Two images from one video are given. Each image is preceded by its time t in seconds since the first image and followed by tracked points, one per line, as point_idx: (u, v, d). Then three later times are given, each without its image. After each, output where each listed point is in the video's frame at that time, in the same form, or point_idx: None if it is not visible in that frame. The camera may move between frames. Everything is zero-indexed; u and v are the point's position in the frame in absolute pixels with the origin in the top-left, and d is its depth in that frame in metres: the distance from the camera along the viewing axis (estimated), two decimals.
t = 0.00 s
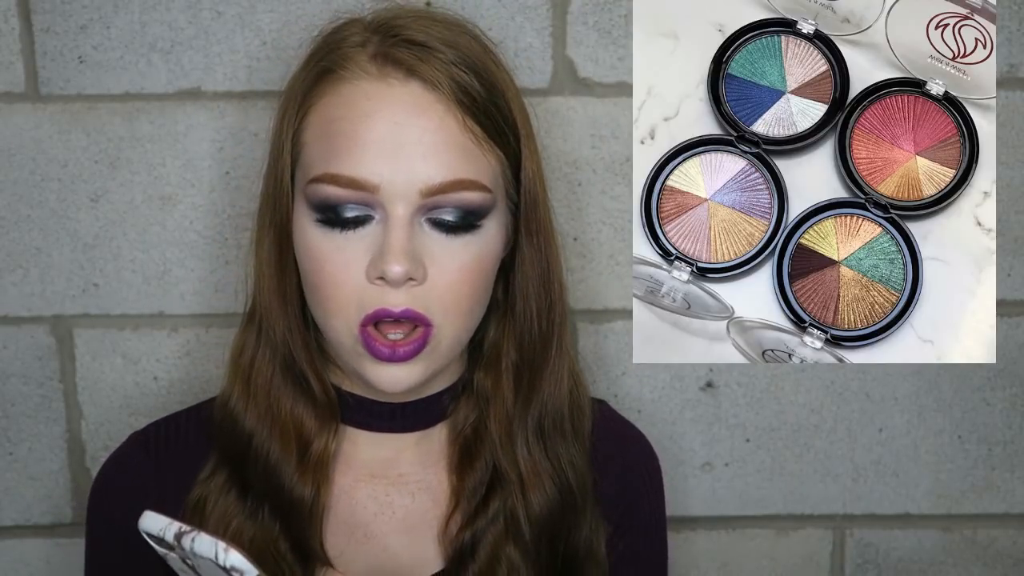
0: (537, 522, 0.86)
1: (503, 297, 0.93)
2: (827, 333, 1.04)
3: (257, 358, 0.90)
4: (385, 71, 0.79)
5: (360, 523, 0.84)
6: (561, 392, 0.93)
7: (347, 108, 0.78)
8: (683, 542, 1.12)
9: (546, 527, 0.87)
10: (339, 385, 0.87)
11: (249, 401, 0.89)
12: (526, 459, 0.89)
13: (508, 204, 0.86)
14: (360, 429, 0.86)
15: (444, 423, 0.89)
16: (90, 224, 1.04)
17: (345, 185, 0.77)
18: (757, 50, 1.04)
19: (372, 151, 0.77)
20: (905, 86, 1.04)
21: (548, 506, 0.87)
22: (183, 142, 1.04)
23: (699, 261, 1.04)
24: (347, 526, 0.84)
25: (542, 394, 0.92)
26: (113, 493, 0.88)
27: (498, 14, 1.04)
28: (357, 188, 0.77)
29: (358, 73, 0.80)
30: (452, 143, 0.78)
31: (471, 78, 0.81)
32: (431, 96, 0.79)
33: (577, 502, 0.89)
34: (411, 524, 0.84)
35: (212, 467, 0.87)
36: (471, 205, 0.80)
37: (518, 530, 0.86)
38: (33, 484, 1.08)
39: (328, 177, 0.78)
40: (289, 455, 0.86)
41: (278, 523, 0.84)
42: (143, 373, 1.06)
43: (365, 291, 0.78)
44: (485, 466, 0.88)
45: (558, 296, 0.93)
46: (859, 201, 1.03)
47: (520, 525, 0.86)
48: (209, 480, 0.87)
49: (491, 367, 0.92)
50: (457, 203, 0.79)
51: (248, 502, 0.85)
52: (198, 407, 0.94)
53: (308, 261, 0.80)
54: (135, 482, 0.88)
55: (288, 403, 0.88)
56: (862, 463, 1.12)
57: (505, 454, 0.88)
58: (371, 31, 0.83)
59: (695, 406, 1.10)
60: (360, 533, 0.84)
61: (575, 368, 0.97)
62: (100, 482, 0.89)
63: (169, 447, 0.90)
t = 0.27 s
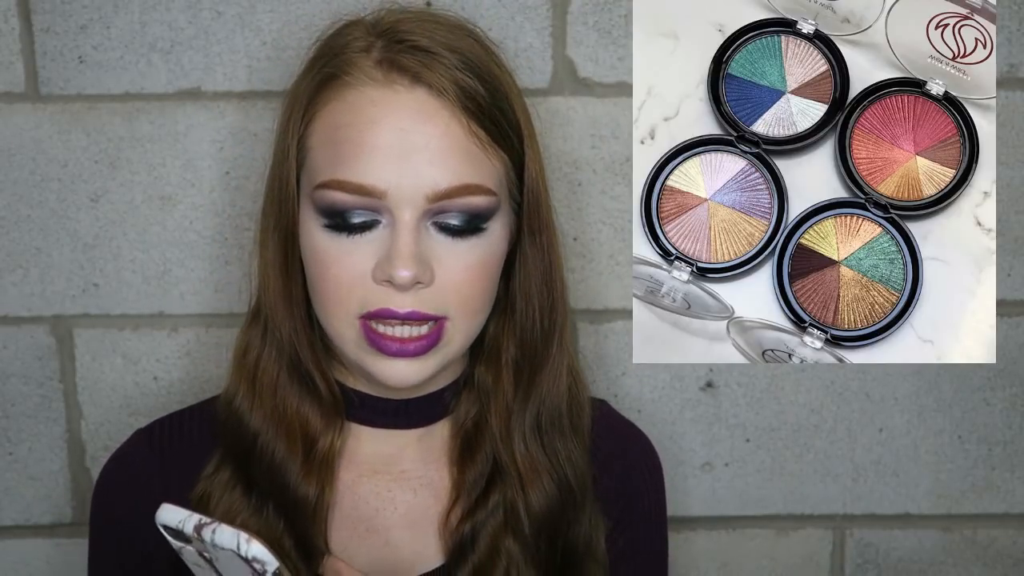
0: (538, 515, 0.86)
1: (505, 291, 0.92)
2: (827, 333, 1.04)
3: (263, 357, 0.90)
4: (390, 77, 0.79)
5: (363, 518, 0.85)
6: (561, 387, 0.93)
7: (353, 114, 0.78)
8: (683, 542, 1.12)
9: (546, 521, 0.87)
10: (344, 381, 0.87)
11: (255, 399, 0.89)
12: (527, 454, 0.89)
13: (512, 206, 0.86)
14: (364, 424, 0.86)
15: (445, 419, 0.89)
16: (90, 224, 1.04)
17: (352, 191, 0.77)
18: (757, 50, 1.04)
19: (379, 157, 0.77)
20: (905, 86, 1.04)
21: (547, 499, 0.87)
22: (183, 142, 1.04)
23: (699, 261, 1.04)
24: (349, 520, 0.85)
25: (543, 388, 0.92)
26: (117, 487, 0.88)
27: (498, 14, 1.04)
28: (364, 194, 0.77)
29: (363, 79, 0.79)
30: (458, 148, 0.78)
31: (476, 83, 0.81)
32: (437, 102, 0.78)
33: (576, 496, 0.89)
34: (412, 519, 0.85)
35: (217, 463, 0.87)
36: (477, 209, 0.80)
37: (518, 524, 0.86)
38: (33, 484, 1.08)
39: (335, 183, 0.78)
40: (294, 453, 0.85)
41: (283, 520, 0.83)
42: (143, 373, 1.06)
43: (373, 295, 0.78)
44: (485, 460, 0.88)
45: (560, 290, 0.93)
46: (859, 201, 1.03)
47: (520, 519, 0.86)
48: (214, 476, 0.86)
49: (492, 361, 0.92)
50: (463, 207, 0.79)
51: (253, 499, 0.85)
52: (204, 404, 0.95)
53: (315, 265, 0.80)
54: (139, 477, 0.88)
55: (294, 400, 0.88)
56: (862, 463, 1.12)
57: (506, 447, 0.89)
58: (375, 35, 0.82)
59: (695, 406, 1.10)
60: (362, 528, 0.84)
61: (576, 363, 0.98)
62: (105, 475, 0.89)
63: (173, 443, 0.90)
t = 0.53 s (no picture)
0: (539, 515, 0.86)
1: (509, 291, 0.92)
2: (827, 333, 1.04)
3: (265, 358, 0.90)
4: (393, 70, 0.79)
5: (364, 519, 0.85)
6: (562, 385, 0.93)
7: (357, 106, 0.78)
8: (683, 542, 1.12)
9: (548, 521, 0.87)
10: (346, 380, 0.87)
11: (257, 400, 0.89)
12: (528, 454, 0.89)
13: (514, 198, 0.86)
14: (366, 422, 0.86)
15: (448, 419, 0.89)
16: (90, 224, 1.05)
17: (356, 180, 0.78)
18: (757, 50, 1.04)
19: (382, 147, 0.77)
20: (905, 86, 1.04)
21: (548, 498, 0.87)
22: (183, 142, 1.04)
23: (699, 261, 1.04)
24: (350, 520, 0.85)
25: (545, 386, 0.92)
26: (119, 484, 0.88)
27: (498, 14, 1.04)
28: (368, 183, 0.77)
29: (367, 72, 0.80)
30: (462, 139, 0.79)
31: (478, 76, 0.82)
32: (441, 93, 0.79)
33: (577, 495, 0.89)
34: (414, 520, 0.85)
35: (219, 463, 0.87)
36: (480, 198, 0.80)
37: (520, 523, 0.86)
38: (33, 484, 1.08)
39: (339, 173, 0.78)
40: (295, 454, 0.85)
41: (284, 521, 0.83)
42: (143, 373, 1.06)
43: (377, 285, 0.78)
44: (488, 460, 0.88)
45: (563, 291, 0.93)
46: (859, 201, 1.03)
47: (522, 519, 0.86)
48: (216, 477, 0.86)
49: (496, 360, 0.92)
50: (467, 196, 0.79)
51: (254, 499, 0.85)
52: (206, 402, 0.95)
53: (318, 257, 0.80)
54: (141, 474, 0.88)
55: (295, 401, 0.88)
56: (862, 463, 1.12)
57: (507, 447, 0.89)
58: (378, 30, 0.83)
59: (695, 406, 1.10)
60: (364, 529, 0.84)
61: (579, 361, 0.97)
62: (106, 473, 0.89)
63: (176, 440, 0.90)
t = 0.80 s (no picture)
0: (538, 518, 0.87)
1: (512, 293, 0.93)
2: (827, 333, 1.04)
3: (264, 365, 0.90)
4: (383, 64, 0.80)
5: (365, 524, 0.85)
6: (560, 387, 0.93)
7: (348, 100, 0.79)
8: (683, 541, 1.12)
9: (547, 524, 0.87)
10: (346, 383, 0.87)
11: (255, 407, 0.88)
12: (529, 457, 0.89)
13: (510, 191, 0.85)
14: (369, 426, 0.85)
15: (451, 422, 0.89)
16: (90, 224, 1.04)
17: (350, 174, 0.78)
18: (757, 50, 1.04)
19: (375, 141, 0.77)
20: (905, 86, 1.04)
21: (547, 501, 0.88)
22: (183, 142, 1.04)
23: (699, 261, 1.04)
24: (351, 525, 0.85)
25: (545, 387, 0.92)
26: (119, 486, 0.88)
27: (498, 14, 1.04)
28: (361, 176, 0.77)
29: (357, 67, 0.80)
30: (454, 130, 0.79)
31: (468, 67, 0.82)
32: (432, 85, 0.79)
33: (575, 497, 0.90)
34: (416, 525, 0.84)
35: (217, 470, 0.87)
36: (473, 189, 0.80)
37: (520, 527, 0.86)
38: (33, 484, 1.08)
39: (333, 168, 0.78)
40: (294, 460, 0.85)
41: (284, 528, 0.83)
42: (144, 373, 1.06)
43: (373, 279, 0.77)
44: (489, 465, 0.88)
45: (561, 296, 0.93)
46: (859, 201, 1.03)
47: (521, 522, 0.86)
48: (214, 484, 0.86)
49: (497, 362, 0.93)
50: (460, 187, 0.79)
51: (254, 505, 0.85)
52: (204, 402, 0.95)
53: (315, 254, 0.80)
54: (141, 475, 0.88)
55: (293, 407, 0.88)
56: (862, 463, 1.12)
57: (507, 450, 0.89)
58: (368, 27, 0.84)
59: (695, 406, 1.10)
60: (365, 533, 0.84)
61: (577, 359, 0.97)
62: (104, 475, 0.88)
63: (175, 442, 0.90)
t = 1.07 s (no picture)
0: (537, 523, 0.87)
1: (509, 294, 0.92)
2: (827, 332, 1.04)
3: (256, 371, 0.90)
4: (376, 63, 0.80)
5: (363, 530, 0.85)
6: (558, 391, 0.93)
7: (340, 100, 0.79)
8: (684, 542, 1.12)
9: (545, 530, 0.87)
10: (341, 388, 0.87)
11: (246, 412, 0.88)
12: (528, 463, 0.89)
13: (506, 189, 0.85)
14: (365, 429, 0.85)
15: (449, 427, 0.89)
16: (90, 224, 1.04)
17: (342, 175, 0.78)
18: (757, 50, 1.04)
19: (367, 140, 0.77)
20: (905, 86, 1.04)
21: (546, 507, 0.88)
22: (183, 142, 1.04)
23: (699, 261, 1.04)
24: (349, 532, 0.85)
25: (543, 391, 0.92)
26: (115, 490, 0.88)
27: (498, 14, 1.04)
28: (353, 177, 0.77)
29: (349, 67, 0.80)
30: (447, 128, 0.79)
31: (461, 65, 0.82)
32: (424, 84, 0.79)
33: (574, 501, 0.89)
34: (414, 531, 0.85)
35: (211, 477, 0.87)
36: (468, 188, 0.80)
37: (519, 533, 0.86)
38: (33, 484, 1.08)
39: (325, 170, 0.78)
40: (287, 466, 0.86)
41: (278, 535, 0.84)
42: (143, 373, 1.06)
43: (366, 280, 0.77)
44: (489, 470, 0.88)
45: (558, 300, 0.93)
46: (859, 201, 1.03)
47: (520, 529, 0.86)
48: (208, 490, 0.86)
49: (496, 365, 0.93)
50: (454, 186, 0.79)
51: (247, 512, 0.85)
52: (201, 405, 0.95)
53: (308, 255, 0.80)
54: (137, 479, 0.88)
55: (286, 413, 0.88)
56: (862, 463, 1.12)
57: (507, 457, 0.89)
58: (360, 27, 0.84)
59: (695, 406, 1.10)
60: (363, 540, 0.85)
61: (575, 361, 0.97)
62: (101, 478, 0.89)
63: (169, 445, 0.90)
